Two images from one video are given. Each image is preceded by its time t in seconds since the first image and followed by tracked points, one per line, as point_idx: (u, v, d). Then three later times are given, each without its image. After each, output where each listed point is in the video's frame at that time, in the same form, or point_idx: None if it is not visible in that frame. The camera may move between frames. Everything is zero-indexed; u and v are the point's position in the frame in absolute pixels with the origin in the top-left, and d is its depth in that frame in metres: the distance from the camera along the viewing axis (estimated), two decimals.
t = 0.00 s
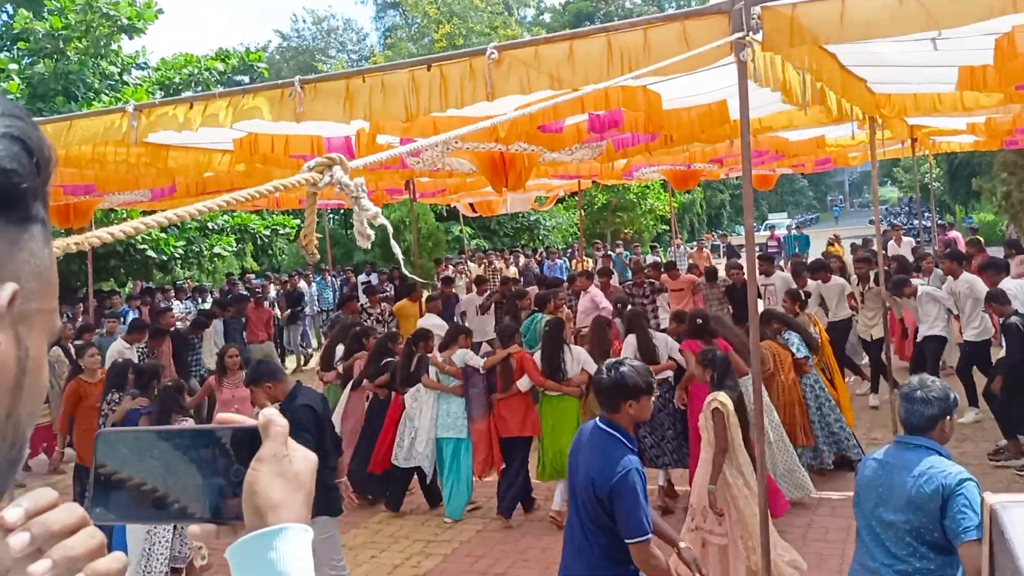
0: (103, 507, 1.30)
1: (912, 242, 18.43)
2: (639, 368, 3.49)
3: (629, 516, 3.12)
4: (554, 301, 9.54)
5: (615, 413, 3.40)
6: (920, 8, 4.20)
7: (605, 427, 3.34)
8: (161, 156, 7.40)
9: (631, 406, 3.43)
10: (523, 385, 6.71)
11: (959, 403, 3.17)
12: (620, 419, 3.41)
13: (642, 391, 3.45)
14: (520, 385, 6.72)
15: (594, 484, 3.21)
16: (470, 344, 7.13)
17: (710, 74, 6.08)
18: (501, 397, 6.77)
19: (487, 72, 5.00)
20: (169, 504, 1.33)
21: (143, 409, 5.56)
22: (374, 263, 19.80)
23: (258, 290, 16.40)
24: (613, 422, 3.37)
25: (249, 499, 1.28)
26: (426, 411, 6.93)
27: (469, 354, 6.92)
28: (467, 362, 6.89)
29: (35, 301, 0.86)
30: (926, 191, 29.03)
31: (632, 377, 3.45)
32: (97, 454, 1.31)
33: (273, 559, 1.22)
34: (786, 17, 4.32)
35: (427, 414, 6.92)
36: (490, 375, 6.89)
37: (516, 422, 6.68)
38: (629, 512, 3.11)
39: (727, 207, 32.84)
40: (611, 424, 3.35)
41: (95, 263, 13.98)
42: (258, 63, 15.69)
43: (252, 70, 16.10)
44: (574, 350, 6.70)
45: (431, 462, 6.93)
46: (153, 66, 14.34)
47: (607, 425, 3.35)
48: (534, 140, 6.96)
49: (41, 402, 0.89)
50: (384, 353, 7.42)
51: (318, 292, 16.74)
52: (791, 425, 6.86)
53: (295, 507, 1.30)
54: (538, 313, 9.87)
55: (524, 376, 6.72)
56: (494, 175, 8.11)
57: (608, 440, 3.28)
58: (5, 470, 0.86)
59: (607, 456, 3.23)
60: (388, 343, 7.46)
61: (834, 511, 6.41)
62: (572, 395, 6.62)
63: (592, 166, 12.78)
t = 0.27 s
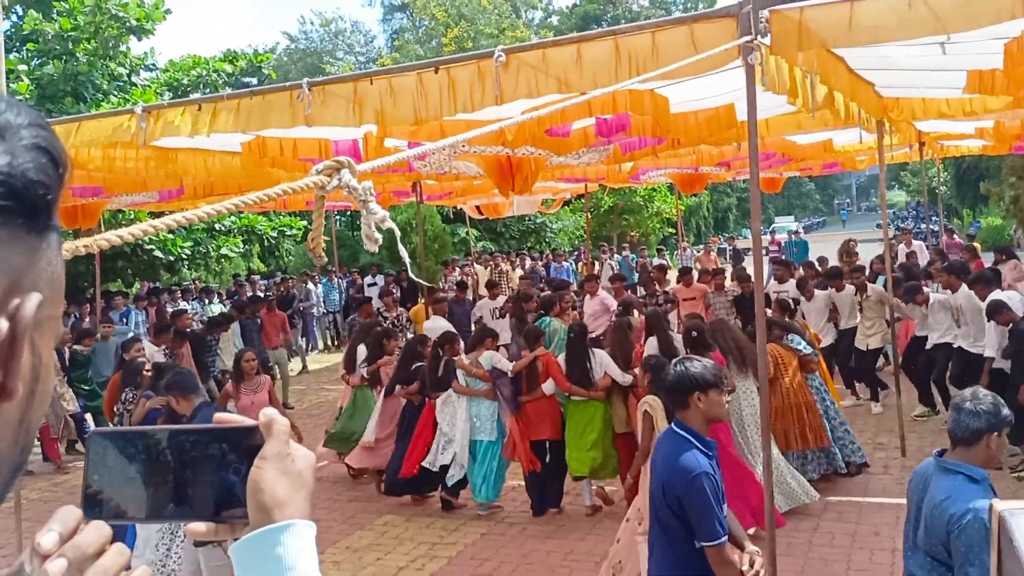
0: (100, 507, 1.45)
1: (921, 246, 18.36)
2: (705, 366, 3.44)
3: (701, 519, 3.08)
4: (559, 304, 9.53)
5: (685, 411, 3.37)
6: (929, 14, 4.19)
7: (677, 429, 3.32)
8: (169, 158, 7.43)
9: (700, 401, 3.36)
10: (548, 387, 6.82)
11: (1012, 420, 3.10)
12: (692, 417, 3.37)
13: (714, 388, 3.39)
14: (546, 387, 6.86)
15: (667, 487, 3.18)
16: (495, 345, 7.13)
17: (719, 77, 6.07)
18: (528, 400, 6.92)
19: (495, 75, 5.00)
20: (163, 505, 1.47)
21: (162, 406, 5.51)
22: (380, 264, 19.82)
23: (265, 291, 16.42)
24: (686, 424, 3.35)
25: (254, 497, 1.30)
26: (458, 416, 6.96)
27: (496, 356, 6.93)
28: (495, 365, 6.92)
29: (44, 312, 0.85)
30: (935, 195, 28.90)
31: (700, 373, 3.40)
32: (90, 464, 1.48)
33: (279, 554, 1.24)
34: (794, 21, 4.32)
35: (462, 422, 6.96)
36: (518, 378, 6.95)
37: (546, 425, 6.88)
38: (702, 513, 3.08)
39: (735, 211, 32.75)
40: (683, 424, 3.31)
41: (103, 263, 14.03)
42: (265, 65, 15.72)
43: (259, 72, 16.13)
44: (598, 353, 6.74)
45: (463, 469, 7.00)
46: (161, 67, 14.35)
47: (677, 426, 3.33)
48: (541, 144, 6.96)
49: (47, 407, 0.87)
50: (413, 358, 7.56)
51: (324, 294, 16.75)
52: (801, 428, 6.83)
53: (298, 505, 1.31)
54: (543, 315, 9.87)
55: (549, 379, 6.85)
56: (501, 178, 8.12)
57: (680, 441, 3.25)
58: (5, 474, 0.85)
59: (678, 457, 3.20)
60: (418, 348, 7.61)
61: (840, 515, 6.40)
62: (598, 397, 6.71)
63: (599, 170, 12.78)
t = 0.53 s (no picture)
0: (97, 505, 1.31)
1: (925, 251, 18.34)
2: (754, 363, 3.34)
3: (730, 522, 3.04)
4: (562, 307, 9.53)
5: (731, 409, 3.31)
6: (935, 17, 4.19)
7: (722, 428, 3.27)
8: (175, 158, 7.46)
9: (746, 400, 3.28)
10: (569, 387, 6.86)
11: None
12: (737, 415, 3.29)
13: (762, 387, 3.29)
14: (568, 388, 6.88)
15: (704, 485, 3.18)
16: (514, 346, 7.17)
17: (724, 81, 6.07)
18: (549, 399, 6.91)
19: (500, 78, 5.00)
20: (166, 498, 1.36)
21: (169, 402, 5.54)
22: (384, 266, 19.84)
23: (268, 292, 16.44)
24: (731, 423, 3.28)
25: (253, 490, 1.26)
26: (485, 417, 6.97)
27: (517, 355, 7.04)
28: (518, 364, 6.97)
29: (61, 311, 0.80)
30: (939, 199, 28.87)
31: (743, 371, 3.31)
32: (77, 462, 1.34)
33: (281, 547, 1.20)
34: (800, 25, 4.33)
35: (490, 424, 6.96)
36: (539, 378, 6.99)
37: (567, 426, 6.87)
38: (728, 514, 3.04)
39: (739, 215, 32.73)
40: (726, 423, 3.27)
41: (108, 263, 14.08)
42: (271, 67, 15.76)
43: (264, 73, 16.18)
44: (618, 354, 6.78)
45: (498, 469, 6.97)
46: (167, 68, 14.39)
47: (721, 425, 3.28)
48: (546, 146, 6.97)
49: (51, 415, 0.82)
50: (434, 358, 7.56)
51: (327, 295, 16.77)
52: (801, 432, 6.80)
53: (298, 497, 1.27)
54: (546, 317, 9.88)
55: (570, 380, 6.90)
56: (505, 180, 8.12)
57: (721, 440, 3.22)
58: (14, 483, 0.80)
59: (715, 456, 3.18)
60: (438, 348, 7.60)
61: (844, 520, 6.37)
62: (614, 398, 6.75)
63: (603, 173, 12.79)
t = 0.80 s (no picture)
0: (101, 499, 1.32)
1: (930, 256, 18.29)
2: (815, 358, 3.33)
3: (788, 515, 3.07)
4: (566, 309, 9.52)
5: (789, 403, 3.30)
6: (941, 22, 4.19)
7: (783, 423, 3.29)
8: (181, 158, 7.48)
9: (802, 393, 3.28)
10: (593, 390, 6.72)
11: None
12: (795, 409, 3.29)
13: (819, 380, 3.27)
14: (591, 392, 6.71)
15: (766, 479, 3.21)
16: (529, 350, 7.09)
17: (729, 85, 6.07)
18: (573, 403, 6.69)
19: (505, 81, 5.00)
20: (167, 494, 1.35)
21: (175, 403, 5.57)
22: (388, 267, 19.86)
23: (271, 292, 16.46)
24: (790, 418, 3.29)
25: (250, 486, 1.26)
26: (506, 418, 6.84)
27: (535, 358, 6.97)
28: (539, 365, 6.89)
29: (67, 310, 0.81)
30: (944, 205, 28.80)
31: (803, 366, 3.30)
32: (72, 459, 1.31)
33: (278, 543, 1.20)
34: (806, 29, 4.33)
35: (513, 427, 6.84)
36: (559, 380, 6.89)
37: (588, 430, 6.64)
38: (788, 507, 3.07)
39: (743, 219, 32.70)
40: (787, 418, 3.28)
41: (112, 263, 14.12)
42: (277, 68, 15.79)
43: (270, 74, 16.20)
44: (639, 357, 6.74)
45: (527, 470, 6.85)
46: (173, 69, 14.42)
47: (782, 419, 3.29)
48: (551, 149, 6.98)
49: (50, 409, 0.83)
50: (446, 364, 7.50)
51: (331, 297, 16.78)
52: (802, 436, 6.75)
53: (294, 494, 1.27)
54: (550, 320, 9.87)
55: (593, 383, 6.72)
56: (510, 183, 8.13)
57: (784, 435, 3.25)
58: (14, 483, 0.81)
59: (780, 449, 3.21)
60: (450, 353, 7.56)
61: (846, 526, 6.36)
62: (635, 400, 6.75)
63: (608, 176, 12.80)
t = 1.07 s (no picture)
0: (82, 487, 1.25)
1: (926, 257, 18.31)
2: (872, 365, 3.40)
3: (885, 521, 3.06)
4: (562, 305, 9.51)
5: (853, 414, 3.35)
6: (943, 22, 4.18)
7: (845, 429, 3.31)
8: (179, 147, 7.45)
9: (866, 405, 3.34)
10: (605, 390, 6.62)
11: None
12: (860, 420, 3.35)
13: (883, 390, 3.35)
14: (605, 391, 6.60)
15: (848, 487, 3.18)
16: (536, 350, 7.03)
17: (729, 82, 6.06)
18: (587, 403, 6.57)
19: (505, 74, 4.99)
20: (152, 483, 1.31)
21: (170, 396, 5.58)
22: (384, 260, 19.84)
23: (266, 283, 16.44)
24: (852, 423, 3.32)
25: (240, 477, 1.25)
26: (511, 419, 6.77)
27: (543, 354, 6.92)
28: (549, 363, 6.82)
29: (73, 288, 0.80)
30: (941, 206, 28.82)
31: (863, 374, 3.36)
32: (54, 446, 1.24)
33: (268, 534, 1.20)
34: (808, 26, 4.30)
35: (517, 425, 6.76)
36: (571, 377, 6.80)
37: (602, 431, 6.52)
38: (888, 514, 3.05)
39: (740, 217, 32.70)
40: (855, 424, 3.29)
41: (108, 251, 14.08)
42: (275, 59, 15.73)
43: (268, 64, 16.14)
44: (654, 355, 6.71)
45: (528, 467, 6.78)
46: (171, 58, 14.36)
47: (846, 425, 3.32)
48: (550, 143, 6.96)
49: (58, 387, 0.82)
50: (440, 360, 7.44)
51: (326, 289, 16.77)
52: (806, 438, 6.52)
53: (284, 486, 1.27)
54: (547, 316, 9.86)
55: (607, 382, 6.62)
56: (508, 177, 8.11)
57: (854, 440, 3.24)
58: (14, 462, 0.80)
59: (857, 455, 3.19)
60: (445, 350, 7.50)
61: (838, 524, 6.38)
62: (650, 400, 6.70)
63: (606, 172, 12.78)
